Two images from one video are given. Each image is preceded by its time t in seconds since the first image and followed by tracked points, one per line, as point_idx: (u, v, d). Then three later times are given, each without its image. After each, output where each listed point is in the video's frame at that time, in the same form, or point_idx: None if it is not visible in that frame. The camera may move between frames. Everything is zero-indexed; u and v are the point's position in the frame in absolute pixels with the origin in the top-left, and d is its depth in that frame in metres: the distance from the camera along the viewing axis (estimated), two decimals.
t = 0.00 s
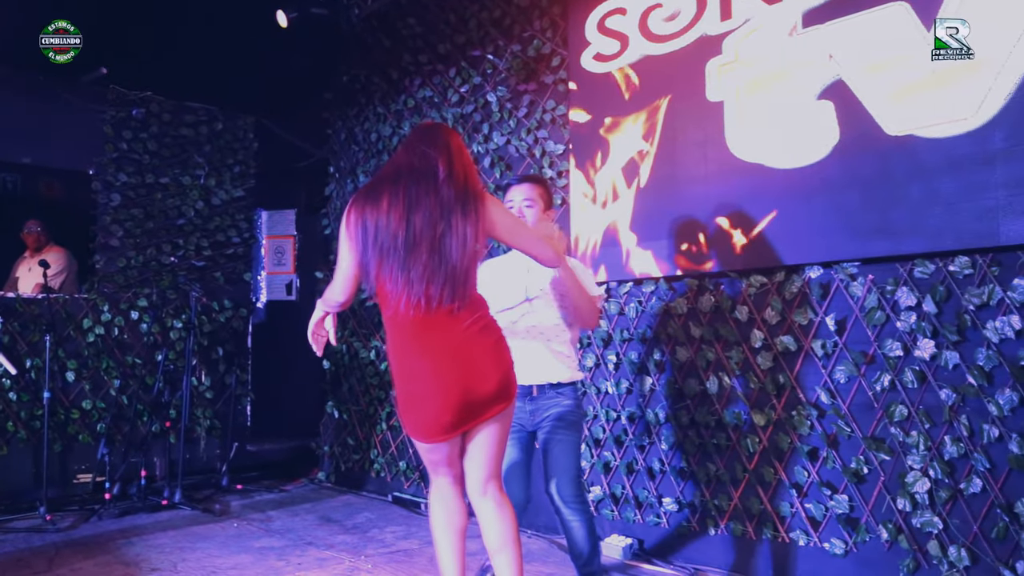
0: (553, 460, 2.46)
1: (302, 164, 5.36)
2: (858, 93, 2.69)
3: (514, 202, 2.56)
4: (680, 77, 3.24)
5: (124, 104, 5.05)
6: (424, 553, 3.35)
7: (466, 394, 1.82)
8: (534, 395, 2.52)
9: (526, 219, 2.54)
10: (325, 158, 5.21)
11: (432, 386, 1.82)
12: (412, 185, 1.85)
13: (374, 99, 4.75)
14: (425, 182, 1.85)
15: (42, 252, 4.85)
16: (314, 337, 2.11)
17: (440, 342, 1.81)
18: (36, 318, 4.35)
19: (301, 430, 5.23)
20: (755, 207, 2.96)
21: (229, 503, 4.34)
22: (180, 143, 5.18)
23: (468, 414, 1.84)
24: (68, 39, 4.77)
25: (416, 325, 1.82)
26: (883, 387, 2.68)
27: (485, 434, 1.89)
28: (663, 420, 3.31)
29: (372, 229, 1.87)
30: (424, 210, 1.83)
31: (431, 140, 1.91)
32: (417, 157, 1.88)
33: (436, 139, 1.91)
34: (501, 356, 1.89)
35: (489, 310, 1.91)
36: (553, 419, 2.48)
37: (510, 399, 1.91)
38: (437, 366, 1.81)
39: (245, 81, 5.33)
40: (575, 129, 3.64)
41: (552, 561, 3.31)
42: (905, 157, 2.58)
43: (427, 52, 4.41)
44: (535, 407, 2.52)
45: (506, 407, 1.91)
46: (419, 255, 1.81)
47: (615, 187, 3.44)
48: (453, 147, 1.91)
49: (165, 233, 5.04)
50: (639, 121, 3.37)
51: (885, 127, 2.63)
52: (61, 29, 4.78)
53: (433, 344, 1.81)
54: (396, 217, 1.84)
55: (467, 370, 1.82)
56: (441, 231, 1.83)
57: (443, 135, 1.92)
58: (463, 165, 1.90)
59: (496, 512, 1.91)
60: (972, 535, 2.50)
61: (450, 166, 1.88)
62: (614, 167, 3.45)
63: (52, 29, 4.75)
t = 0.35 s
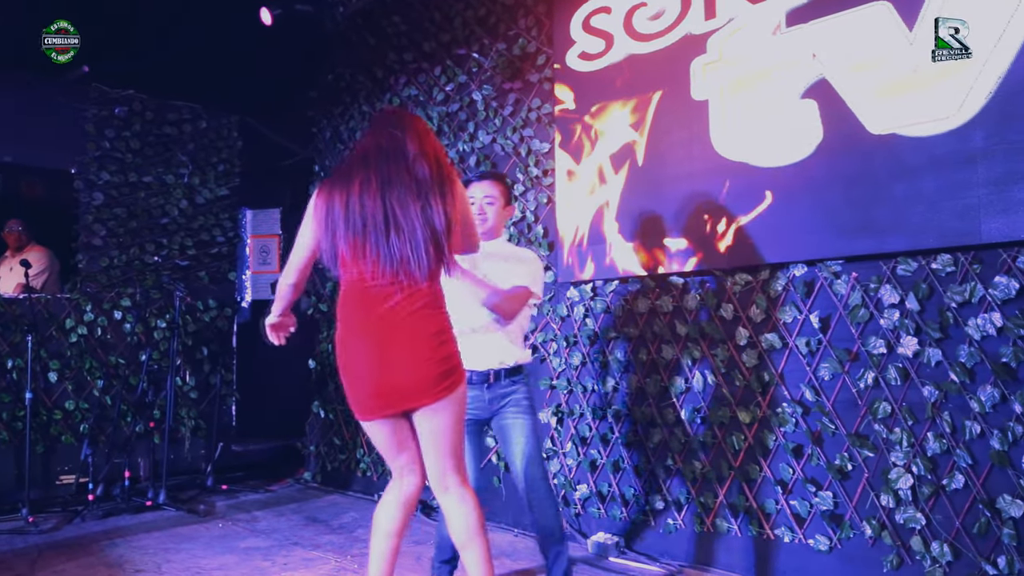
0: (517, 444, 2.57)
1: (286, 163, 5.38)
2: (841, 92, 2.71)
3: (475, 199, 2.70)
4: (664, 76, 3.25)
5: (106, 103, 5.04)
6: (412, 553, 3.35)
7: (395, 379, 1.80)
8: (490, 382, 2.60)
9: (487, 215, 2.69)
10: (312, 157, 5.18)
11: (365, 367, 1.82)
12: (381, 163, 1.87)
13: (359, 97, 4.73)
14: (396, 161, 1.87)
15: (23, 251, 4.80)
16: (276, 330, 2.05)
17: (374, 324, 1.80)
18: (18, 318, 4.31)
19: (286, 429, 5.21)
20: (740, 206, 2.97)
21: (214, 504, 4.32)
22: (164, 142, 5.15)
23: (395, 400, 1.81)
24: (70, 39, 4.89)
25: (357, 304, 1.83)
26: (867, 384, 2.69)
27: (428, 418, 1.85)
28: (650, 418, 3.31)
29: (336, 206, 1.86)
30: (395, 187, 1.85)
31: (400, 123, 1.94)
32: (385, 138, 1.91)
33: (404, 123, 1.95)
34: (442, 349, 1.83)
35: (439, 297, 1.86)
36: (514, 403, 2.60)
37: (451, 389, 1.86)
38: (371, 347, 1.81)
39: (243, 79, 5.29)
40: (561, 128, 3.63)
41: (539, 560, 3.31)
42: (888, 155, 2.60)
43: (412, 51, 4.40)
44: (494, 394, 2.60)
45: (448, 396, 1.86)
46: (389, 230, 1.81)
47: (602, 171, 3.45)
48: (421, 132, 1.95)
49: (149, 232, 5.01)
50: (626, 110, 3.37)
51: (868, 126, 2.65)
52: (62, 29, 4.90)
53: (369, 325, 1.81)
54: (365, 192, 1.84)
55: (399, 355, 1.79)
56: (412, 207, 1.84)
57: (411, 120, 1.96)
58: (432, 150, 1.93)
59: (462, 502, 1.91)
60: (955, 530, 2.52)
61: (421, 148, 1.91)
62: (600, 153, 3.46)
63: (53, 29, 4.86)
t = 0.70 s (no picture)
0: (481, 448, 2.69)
1: (277, 163, 5.37)
2: (831, 87, 2.72)
3: (441, 207, 2.77)
4: (654, 73, 3.25)
5: (95, 105, 4.97)
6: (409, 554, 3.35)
7: (333, 396, 1.70)
8: (455, 390, 2.69)
9: (453, 223, 2.77)
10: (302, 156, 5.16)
11: (307, 376, 1.73)
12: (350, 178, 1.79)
13: (349, 97, 4.72)
14: (364, 175, 1.79)
15: (13, 255, 4.78)
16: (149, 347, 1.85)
17: (316, 338, 1.71)
18: (9, 322, 4.29)
19: (281, 431, 5.25)
20: (733, 202, 2.97)
21: (209, 506, 4.30)
22: (154, 143, 5.10)
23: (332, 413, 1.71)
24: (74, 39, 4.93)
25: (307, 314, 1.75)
26: (860, 378, 2.70)
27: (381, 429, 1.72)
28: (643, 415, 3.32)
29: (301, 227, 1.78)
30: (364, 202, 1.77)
31: (364, 132, 1.86)
32: (351, 150, 1.82)
33: (368, 130, 1.86)
34: (386, 368, 1.70)
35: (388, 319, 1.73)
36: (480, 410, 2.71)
37: (394, 411, 1.73)
38: (312, 360, 1.71)
39: (234, 78, 5.41)
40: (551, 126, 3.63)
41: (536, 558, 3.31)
42: (878, 150, 2.61)
43: (402, 50, 4.39)
44: (459, 401, 2.70)
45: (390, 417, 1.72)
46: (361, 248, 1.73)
47: (595, 164, 3.44)
48: (388, 143, 1.87)
49: (140, 235, 4.99)
50: (620, 97, 3.36)
51: (858, 121, 2.66)
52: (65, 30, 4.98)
53: (314, 337, 1.71)
54: (332, 210, 1.76)
55: (337, 374, 1.68)
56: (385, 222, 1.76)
57: (376, 129, 1.88)
58: (400, 161, 1.86)
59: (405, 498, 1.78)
60: (948, 523, 2.53)
61: (389, 160, 1.83)
62: (597, 138, 3.44)
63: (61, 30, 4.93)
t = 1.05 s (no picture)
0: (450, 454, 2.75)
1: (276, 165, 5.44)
2: (832, 82, 2.71)
3: (418, 204, 2.77)
4: (654, 70, 3.24)
5: (96, 109, 5.00)
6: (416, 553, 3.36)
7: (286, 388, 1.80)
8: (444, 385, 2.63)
9: (429, 219, 2.76)
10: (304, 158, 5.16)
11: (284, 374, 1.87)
12: (303, 175, 1.84)
13: (350, 98, 4.73)
14: (316, 169, 1.84)
15: (18, 261, 4.79)
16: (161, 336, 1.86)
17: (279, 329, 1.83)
18: (14, 327, 4.30)
19: (284, 433, 5.19)
20: (736, 197, 2.97)
21: (216, 508, 4.31)
22: (156, 147, 5.13)
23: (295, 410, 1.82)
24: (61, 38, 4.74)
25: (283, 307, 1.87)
26: (865, 372, 2.70)
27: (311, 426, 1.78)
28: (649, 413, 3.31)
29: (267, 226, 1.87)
30: (314, 196, 1.81)
31: (323, 129, 1.90)
32: (307, 147, 1.88)
33: (328, 129, 1.90)
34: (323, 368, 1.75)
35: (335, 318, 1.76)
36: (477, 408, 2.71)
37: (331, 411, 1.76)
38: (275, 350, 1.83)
39: (217, 78, 5.33)
40: (552, 124, 3.63)
41: (544, 556, 3.32)
42: (879, 143, 2.61)
43: (403, 51, 4.40)
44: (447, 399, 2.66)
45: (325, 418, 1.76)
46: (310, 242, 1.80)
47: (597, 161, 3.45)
48: (347, 137, 1.90)
49: (143, 239, 5.00)
50: (621, 94, 3.36)
51: (860, 115, 2.65)
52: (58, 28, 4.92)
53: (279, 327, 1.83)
54: (287, 207, 1.83)
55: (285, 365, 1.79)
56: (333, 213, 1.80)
57: (336, 125, 1.91)
58: (358, 153, 1.89)
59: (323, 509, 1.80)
60: (956, 516, 2.53)
61: (345, 152, 1.87)
62: (599, 136, 3.44)
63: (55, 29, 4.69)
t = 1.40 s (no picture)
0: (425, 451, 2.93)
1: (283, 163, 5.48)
2: (840, 76, 2.70)
3: (405, 209, 2.86)
4: (661, 66, 3.24)
5: (106, 111, 5.01)
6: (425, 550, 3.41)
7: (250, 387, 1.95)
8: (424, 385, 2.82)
9: (416, 223, 2.85)
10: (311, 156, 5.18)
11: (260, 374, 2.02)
12: (264, 183, 1.93)
13: (357, 97, 4.74)
14: (274, 178, 1.91)
15: (28, 263, 4.80)
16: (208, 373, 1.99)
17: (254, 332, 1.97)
18: (26, 328, 4.33)
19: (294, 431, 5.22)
20: (745, 194, 2.96)
21: (226, 506, 4.34)
22: (164, 148, 5.15)
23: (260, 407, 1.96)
24: (61, 38, 4.90)
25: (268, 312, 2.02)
26: (874, 368, 2.69)
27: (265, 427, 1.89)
28: (657, 409, 3.31)
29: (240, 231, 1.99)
30: (270, 204, 1.89)
31: (296, 136, 1.94)
32: (273, 153, 1.94)
33: (301, 136, 1.94)
34: (269, 367, 1.86)
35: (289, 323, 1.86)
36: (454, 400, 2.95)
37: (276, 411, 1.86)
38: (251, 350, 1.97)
39: (215, 79, 5.37)
40: (560, 120, 3.63)
41: (554, 553, 3.33)
42: (887, 138, 2.60)
43: (409, 49, 4.40)
44: (426, 398, 2.86)
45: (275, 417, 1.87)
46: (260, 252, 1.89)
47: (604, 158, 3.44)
48: (310, 141, 1.92)
49: (152, 239, 5.01)
50: (628, 91, 3.35)
51: (868, 110, 2.64)
52: (56, 29, 4.91)
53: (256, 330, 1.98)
54: (255, 217, 1.91)
55: (245, 363, 1.92)
56: (280, 224, 1.86)
57: (310, 131, 1.94)
58: (319, 158, 1.91)
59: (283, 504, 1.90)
60: (966, 512, 2.52)
61: (303, 159, 1.90)
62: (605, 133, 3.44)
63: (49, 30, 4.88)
